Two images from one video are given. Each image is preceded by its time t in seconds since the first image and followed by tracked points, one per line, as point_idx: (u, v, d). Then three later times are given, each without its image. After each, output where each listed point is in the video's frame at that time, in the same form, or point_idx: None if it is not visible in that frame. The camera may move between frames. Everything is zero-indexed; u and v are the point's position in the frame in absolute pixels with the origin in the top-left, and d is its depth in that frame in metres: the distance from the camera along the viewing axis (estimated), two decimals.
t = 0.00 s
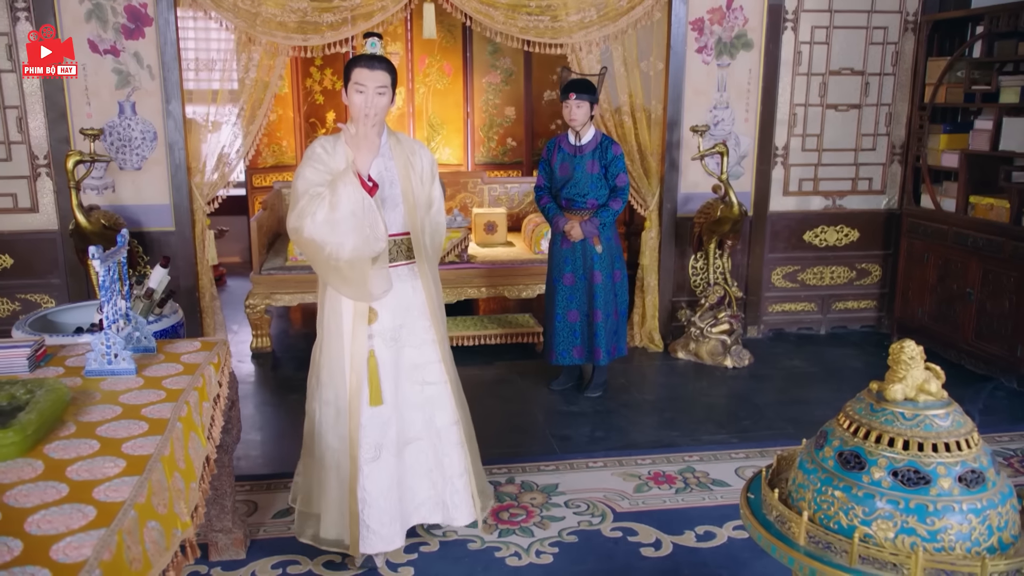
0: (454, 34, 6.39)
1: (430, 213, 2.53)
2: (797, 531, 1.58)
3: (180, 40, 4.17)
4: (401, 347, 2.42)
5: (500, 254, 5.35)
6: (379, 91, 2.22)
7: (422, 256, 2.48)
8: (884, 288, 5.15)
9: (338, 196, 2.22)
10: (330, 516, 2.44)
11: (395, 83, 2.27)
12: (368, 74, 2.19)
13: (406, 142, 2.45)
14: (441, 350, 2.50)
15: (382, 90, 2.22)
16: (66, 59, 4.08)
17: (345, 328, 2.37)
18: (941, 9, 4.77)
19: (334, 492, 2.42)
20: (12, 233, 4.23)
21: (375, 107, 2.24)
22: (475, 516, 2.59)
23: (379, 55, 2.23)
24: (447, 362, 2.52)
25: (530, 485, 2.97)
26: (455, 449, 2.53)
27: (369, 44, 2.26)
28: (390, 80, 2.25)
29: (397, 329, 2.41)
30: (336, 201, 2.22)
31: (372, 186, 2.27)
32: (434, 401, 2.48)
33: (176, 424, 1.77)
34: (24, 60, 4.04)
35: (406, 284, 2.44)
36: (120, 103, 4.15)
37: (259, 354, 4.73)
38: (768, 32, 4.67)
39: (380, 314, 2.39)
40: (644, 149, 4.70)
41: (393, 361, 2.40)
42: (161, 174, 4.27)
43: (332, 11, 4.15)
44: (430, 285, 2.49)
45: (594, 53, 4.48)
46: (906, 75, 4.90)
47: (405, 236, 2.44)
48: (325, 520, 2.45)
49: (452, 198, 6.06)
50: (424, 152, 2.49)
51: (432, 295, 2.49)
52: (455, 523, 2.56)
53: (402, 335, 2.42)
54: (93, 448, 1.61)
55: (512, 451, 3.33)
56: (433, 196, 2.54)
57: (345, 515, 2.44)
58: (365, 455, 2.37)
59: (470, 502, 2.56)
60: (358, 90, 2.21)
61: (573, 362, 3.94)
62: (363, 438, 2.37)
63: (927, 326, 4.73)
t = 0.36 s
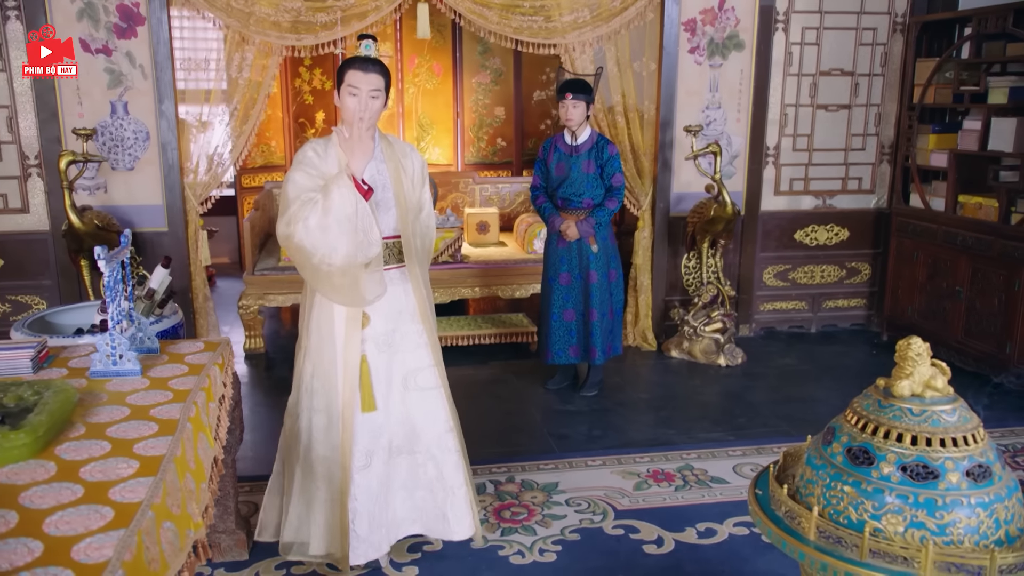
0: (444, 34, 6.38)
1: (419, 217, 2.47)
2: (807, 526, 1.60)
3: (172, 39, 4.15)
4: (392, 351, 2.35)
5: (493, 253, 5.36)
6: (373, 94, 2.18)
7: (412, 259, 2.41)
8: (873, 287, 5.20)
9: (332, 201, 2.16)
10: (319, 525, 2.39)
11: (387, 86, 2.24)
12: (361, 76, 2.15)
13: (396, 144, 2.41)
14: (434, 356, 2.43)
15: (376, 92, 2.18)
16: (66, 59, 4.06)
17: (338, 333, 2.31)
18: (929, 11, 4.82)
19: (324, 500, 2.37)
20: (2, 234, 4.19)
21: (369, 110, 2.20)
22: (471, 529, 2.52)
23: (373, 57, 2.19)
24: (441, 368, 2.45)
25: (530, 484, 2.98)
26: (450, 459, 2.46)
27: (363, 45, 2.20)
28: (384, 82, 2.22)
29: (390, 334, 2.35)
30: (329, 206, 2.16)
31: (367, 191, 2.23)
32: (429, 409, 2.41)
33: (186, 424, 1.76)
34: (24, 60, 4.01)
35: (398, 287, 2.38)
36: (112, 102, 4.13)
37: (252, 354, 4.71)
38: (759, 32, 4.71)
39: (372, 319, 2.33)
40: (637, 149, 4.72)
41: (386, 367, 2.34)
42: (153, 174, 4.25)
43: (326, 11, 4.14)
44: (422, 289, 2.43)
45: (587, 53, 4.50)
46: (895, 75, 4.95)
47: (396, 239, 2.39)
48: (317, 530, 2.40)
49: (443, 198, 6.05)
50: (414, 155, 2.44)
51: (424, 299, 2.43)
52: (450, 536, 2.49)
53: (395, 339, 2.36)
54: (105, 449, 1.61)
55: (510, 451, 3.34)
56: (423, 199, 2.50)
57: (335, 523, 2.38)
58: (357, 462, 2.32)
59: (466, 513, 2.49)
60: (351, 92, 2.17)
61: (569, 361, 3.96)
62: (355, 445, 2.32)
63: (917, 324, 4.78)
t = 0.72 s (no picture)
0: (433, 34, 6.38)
1: (420, 219, 2.44)
2: (815, 521, 1.63)
3: (164, 39, 4.13)
4: (394, 352, 2.29)
5: (485, 253, 5.37)
6: (375, 100, 2.13)
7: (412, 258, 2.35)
8: (862, 285, 5.25)
9: (332, 212, 2.13)
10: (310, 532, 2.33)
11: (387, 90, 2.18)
12: (362, 80, 2.09)
13: (395, 146, 2.37)
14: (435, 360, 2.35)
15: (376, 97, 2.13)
16: (66, 59, 4.04)
17: (335, 334, 2.26)
18: (916, 13, 4.88)
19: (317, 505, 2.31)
20: None
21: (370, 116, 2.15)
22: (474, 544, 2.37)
23: (373, 59, 2.13)
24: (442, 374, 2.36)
25: (529, 483, 2.99)
26: (450, 471, 2.34)
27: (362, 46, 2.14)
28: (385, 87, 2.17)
29: (389, 335, 2.29)
30: (328, 218, 2.13)
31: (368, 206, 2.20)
32: (427, 416, 2.30)
33: (193, 424, 1.76)
34: (24, 60, 3.99)
35: (398, 289, 2.32)
36: (103, 102, 4.10)
37: (244, 355, 4.69)
38: (749, 33, 4.75)
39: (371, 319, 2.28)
40: (629, 149, 4.74)
41: (384, 369, 2.28)
42: (145, 174, 4.23)
43: (319, 11, 4.13)
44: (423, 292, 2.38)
45: (580, 54, 4.52)
46: (882, 76, 5.01)
47: (396, 241, 2.33)
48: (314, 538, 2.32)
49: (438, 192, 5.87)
50: (412, 158, 2.41)
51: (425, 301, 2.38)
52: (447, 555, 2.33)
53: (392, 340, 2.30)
54: (114, 449, 1.60)
55: (507, 449, 3.35)
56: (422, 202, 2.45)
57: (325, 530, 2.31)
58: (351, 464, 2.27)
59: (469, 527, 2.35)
60: (348, 97, 2.11)
61: (564, 360, 3.97)
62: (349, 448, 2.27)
63: (905, 322, 4.83)
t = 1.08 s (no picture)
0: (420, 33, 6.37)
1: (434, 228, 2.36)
2: (819, 515, 1.65)
3: (153, 38, 4.11)
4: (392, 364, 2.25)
5: (474, 253, 5.37)
6: (381, 107, 2.09)
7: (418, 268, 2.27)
8: (848, 284, 5.31)
9: (323, 223, 2.14)
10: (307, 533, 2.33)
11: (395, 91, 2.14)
12: (367, 88, 2.05)
13: (409, 150, 2.27)
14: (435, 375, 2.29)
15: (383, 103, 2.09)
16: (66, 59, 4.02)
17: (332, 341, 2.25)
18: (901, 14, 4.94)
19: (314, 507, 2.32)
20: None
21: (377, 123, 2.11)
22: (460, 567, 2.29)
23: (378, 64, 2.08)
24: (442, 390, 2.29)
25: (526, 482, 3.01)
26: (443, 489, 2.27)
27: (365, 49, 2.09)
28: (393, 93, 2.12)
29: (388, 346, 2.25)
30: (318, 228, 2.14)
31: (353, 228, 2.13)
32: (420, 432, 2.24)
33: (199, 425, 1.75)
34: (24, 60, 3.96)
35: (399, 299, 2.26)
36: (91, 102, 4.07)
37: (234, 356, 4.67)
38: (737, 34, 4.79)
39: (369, 328, 2.25)
40: (619, 149, 4.76)
41: (380, 379, 2.24)
42: (134, 175, 4.20)
43: (310, 10, 4.13)
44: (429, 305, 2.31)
45: (570, 54, 4.54)
46: (868, 77, 5.07)
47: (401, 249, 2.26)
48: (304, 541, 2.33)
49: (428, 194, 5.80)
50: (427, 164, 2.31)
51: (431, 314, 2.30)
52: None
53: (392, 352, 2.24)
54: (122, 450, 1.60)
55: (503, 448, 3.36)
56: (438, 210, 2.36)
57: (321, 531, 2.33)
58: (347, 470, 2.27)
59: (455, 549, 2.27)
60: (356, 106, 2.08)
61: (557, 360, 3.99)
62: (344, 454, 2.27)
63: (891, 320, 4.89)
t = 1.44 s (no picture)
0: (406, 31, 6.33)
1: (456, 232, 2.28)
2: (819, 510, 1.68)
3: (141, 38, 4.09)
4: (402, 369, 2.20)
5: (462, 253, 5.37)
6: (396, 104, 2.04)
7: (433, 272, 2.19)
8: (833, 282, 5.37)
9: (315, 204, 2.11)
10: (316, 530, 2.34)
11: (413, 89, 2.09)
12: (382, 87, 2.00)
13: (427, 148, 2.20)
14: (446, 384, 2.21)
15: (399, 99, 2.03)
16: (66, 59, 3.98)
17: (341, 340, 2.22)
18: (884, 16, 5.01)
19: (322, 505, 2.32)
20: None
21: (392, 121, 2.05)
22: None
23: (394, 60, 2.01)
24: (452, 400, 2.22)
25: (520, 480, 3.02)
26: (447, 501, 2.21)
27: (378, 45, 2.03)
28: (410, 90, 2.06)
29: (399, 351, 2.20)
30: (310, 209, 2.12)
31: (343, 202, 2.09)
32: (426, 442, 2.18)
33: (202, 425, 1.75)
34: (24, 60, 3.94)
35: (412, 304, 2.20)
36: (78, 101, 4.04)
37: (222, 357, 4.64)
38: (723, 35, 4.84)
39: (380, 331, 2.21)
40: (607, 149, 4.79)
41: (391, 383, 2.21)
42: (121, 175, 4.17)
43: (299, 10, 4.13)
44: (445, 312, 2.23)
45: (558, 54, 4.56)
46: (852, 77, 5.13)
47: (415, 252, 2.19)
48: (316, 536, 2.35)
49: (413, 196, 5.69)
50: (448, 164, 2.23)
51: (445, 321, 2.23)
52: None
53: (403, 358, 2.20)
54: (126, 452, 1.59)
55: (496, 448, 3.37)
56: (460, 214, 2.27)
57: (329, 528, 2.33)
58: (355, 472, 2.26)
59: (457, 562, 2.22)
60: (371, 106, 2.03)
61: (548, 359, 4.01)
62: (352, 455, 2.25)
63: (875, 317, 4.95)
